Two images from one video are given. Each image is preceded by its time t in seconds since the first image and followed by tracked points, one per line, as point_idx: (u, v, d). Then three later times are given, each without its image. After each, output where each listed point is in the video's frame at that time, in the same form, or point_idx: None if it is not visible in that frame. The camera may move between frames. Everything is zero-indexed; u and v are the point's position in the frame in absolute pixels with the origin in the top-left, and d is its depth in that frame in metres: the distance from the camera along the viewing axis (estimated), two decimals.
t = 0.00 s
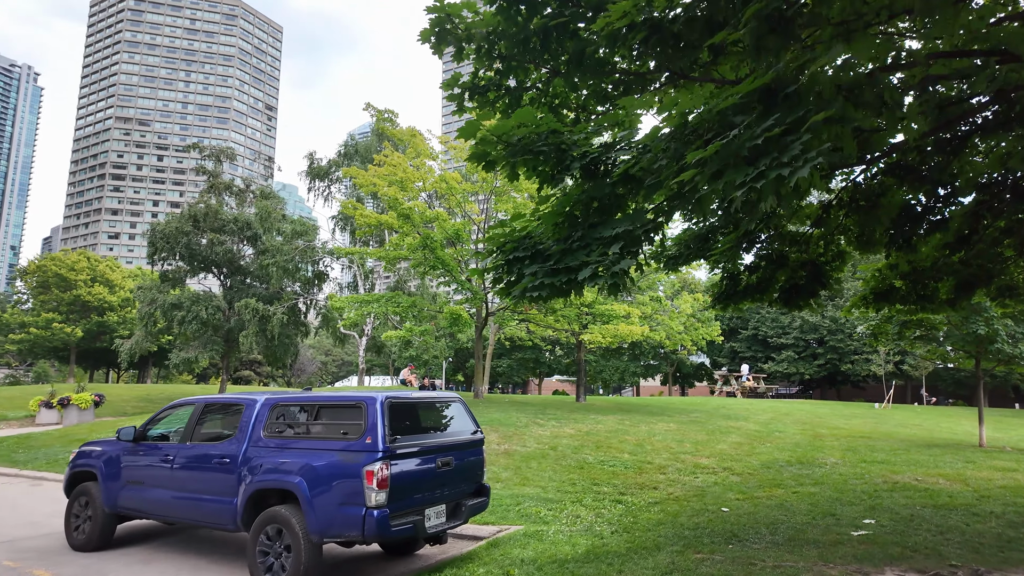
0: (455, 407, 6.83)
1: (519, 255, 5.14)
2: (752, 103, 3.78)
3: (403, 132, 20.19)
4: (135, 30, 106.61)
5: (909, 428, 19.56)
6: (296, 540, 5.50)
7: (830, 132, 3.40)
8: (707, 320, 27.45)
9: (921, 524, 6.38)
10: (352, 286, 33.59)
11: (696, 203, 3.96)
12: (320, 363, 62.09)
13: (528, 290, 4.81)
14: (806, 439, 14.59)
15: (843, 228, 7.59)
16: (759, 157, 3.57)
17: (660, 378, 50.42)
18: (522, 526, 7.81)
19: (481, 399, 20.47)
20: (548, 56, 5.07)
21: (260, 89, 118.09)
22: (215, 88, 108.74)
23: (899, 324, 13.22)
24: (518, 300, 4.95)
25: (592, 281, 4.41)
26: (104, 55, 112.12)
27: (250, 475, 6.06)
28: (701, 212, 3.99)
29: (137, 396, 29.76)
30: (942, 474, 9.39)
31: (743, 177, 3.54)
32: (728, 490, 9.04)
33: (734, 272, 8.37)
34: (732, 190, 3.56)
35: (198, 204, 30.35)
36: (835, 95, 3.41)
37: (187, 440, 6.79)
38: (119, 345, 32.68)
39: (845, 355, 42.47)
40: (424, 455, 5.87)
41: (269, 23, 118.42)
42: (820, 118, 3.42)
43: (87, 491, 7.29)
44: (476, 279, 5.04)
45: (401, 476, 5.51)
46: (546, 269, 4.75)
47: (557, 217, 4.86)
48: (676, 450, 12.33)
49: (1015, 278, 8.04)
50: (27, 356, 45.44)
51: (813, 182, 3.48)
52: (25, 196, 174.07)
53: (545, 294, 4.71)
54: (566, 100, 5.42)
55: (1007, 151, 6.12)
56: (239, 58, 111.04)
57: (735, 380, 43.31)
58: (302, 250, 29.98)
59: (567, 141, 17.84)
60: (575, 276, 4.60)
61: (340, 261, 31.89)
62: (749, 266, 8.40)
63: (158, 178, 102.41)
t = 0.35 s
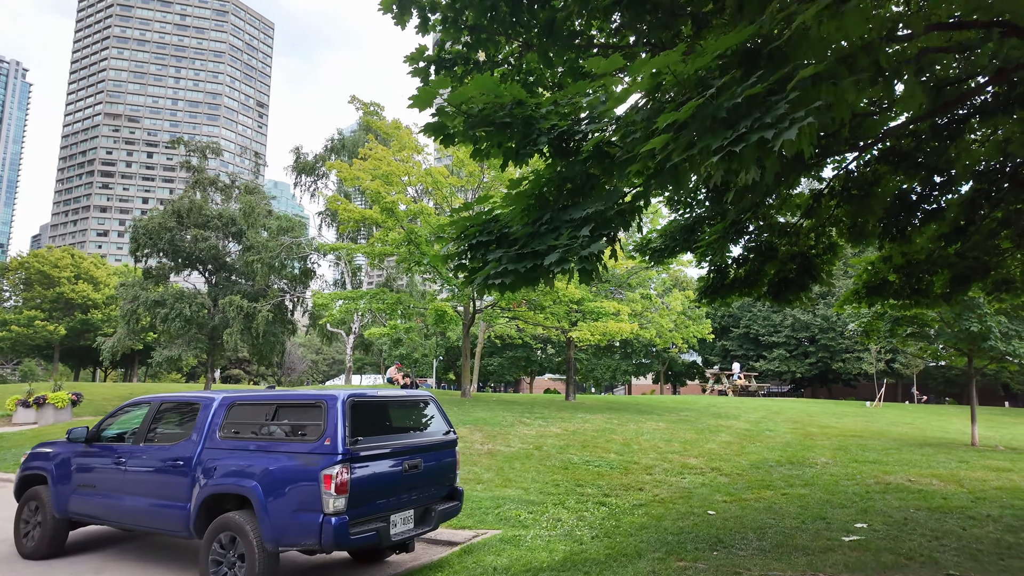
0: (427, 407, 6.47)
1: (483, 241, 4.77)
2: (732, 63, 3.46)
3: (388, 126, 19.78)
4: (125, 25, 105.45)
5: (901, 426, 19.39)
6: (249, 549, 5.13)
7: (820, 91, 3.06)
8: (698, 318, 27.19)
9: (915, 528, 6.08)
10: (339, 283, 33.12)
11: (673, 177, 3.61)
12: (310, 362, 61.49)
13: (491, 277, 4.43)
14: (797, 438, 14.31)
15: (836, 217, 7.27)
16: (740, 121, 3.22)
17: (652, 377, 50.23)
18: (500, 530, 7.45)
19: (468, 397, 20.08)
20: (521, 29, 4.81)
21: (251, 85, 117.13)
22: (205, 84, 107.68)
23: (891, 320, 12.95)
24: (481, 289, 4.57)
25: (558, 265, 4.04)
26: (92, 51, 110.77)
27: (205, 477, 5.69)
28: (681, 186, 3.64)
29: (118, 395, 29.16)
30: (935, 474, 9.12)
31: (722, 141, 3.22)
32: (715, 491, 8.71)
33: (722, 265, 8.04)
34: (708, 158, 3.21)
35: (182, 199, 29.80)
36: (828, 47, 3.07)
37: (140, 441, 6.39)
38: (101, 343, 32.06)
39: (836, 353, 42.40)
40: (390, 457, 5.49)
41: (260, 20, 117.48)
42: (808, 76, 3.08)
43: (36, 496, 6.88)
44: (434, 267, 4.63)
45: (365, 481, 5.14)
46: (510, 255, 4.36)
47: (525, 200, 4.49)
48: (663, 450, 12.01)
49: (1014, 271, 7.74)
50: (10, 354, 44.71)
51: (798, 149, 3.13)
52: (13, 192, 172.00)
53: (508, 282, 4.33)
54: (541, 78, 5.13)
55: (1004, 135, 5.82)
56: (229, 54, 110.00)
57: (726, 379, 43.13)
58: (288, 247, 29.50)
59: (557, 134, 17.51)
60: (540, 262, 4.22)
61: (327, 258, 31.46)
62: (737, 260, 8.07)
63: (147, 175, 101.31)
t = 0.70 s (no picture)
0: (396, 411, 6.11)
1: (446, 231, 4.36)
2: (715, 28, 3.11)
3: (372, 120, 19.35)
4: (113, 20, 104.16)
5: (892, 427, 19.19)
6: (198, 565, 4.75)
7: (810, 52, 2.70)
8: (688, 317, 26.93)
9: (911, 538, 5.77)
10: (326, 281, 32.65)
11: (650, 157, 3.25)
12: (299, 361, 60.90)
13: (450, 272, 4.05)
14: (787, 439, 14.04)
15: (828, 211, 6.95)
16: (721, 88, 2.86)
17: (643, 376, 50.03)
18: (477, 540, 7.08)
19: (454, 398, 19.70)
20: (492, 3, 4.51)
21: (242, 82, 116.13)
22: (195, 80, 106.64)
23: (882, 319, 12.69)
24: (442, 284, 4.18)
25: (523, 258, 3.66)
26: (80, 46, 109.44)
27: (154, 485, 5.29)
28: (659, 168, 3.28)
29: (99, 394, 28.57)
30: (929, 478, 8.83)
31: (702, 111, 2.85)
32: (703, 497, 8.38)
33: (710, 263, 7.70)
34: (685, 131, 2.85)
35: (165, 195, 29.23)
36: (820, 4, 2.73)
37: (90, 447, 5.98)
38: (82, 341, 31.43)
39: (827, 353, 42.37)
40: (353, 466, 5.11)
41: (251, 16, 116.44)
42: (798, 36, 2.73)
43: None
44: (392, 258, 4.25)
45: (322, 492, 4.75)
46: (472, 247, 3.98)
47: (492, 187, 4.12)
48: (651, 452, 11.69)
49: (1011, 269, 7.45)
50: None
51: (786, 122, 2.77)
52: None
53: (470, 276, 3.94)
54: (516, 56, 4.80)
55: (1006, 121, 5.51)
56: (220, 51, 108.99)
57: (717, 378, 43.00)
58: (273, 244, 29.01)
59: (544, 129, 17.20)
60: (504, 254, 3.84)
61: (314, 256, 31.01)
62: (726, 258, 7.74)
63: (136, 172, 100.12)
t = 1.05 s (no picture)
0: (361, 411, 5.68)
1: (405, 209, 3.92)
2: None
3: (354, 110, 18.93)
4: (97, 12, 102.38)
5: (881, 425, 19.01)
6: None
7: None
8: (677, 314, 26.65)
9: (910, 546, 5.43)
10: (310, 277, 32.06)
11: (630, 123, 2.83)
12: (285, 359, 60.15)
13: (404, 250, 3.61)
14: (777, 439, 13.73)
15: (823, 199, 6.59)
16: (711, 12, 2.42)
17: (632, 375, 49.82)
18: (451, 548, 6.65)
19: (439, 396, 19.24)
20: None
21: (229, 77, 114.79)
22: (181, 75, 105.20)
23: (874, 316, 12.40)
24: (397, 266, 3.76)
25: (485, 235, 3.22)
26: (63, 39, 107.68)
27: (91, 490, 4.83)
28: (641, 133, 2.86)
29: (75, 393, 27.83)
30: (923, 480, 8.52)
31: (689, 36, 2.40)
32: (690, 500, 8.00)
33: (699, 254, 7.34)
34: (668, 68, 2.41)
35: (144, 189, 28.53)
36: None
37: (28, 450, 5.50)
38: (58, 338, 30.66)
39: (815, 351, 42.36)
40: (310, 471, 4.67)
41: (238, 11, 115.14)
42: None
43: None
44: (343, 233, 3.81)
45: (270, 502, 4.30)
46: (430, 225, 3.55)
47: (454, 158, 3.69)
48: (638, 452, 11.33)
49: (1012, 262, 7.13)
50: None
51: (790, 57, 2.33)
52: None
53: (426, 255, 3.52)
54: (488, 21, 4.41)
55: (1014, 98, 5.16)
56: (207, 45, 107.65)
57: (705, 376, 42.87)
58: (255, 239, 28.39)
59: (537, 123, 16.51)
60: (463, 232, 3.42)
61: (298, 252, 30.43)
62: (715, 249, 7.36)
63: (120, 168, 98.57)
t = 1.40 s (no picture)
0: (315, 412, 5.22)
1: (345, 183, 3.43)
2: None
3: (330, 102, 18.49)
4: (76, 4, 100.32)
5: (865, 425, 18.86)
6: None
7: None
8: (662, 313, 26.40)
9: (904, 555, 5.11)
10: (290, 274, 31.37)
11: (598, 73, 2.44)
12: (267, 359, 59.16)
13: (339, 227, 3.14)
14: (762, 439, 13.45)
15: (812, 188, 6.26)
16: None
17: (617, 374, 49.59)
18: (419, 558, 6.23)
19: (418, 396, 18.75)
20: None
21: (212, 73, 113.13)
22: (162, 69, 103.38)
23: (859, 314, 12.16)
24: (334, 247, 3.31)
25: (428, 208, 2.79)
26: (41, 31, 105.33)
27: (11, 499, 4.34)
28: (610, 87, 2.45)
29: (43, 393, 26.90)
30: (912, 482, 8.25)
31: None
32: (673, 505, 7.65)
33: (682, 247, 6.99)
34: None
35: (117, 182, 27.67)
36: None
37: None
38: (27, 336, 29.67)
39: (799, 350, 42.46)
40: (252, 480, 4.22)
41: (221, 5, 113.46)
42: None
43: None
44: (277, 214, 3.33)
45: (205, 514, 3.86)
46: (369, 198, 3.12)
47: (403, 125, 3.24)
48: (620, 453, 10.96)
49: (1004, 255, 6.89)
50: None
51: None
52: None
53: (360, 232, 3.06)
54: None
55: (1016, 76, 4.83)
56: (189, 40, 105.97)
57: (690, 376, 42.75)
58: (232, 235, 27.66)
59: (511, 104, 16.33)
60: (404, 203, 2.96)
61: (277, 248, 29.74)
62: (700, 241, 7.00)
63: (98, 163, 96.51)
